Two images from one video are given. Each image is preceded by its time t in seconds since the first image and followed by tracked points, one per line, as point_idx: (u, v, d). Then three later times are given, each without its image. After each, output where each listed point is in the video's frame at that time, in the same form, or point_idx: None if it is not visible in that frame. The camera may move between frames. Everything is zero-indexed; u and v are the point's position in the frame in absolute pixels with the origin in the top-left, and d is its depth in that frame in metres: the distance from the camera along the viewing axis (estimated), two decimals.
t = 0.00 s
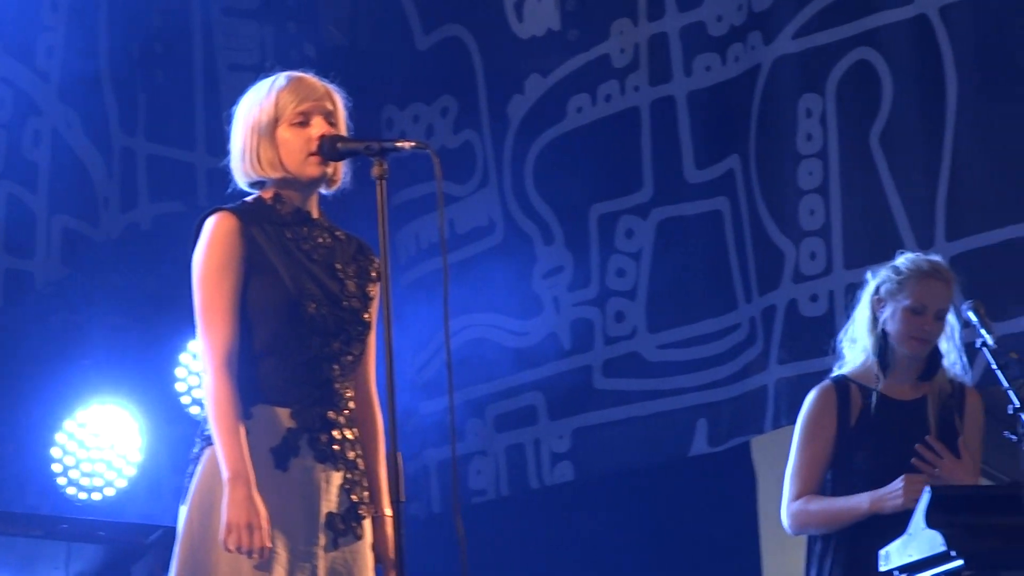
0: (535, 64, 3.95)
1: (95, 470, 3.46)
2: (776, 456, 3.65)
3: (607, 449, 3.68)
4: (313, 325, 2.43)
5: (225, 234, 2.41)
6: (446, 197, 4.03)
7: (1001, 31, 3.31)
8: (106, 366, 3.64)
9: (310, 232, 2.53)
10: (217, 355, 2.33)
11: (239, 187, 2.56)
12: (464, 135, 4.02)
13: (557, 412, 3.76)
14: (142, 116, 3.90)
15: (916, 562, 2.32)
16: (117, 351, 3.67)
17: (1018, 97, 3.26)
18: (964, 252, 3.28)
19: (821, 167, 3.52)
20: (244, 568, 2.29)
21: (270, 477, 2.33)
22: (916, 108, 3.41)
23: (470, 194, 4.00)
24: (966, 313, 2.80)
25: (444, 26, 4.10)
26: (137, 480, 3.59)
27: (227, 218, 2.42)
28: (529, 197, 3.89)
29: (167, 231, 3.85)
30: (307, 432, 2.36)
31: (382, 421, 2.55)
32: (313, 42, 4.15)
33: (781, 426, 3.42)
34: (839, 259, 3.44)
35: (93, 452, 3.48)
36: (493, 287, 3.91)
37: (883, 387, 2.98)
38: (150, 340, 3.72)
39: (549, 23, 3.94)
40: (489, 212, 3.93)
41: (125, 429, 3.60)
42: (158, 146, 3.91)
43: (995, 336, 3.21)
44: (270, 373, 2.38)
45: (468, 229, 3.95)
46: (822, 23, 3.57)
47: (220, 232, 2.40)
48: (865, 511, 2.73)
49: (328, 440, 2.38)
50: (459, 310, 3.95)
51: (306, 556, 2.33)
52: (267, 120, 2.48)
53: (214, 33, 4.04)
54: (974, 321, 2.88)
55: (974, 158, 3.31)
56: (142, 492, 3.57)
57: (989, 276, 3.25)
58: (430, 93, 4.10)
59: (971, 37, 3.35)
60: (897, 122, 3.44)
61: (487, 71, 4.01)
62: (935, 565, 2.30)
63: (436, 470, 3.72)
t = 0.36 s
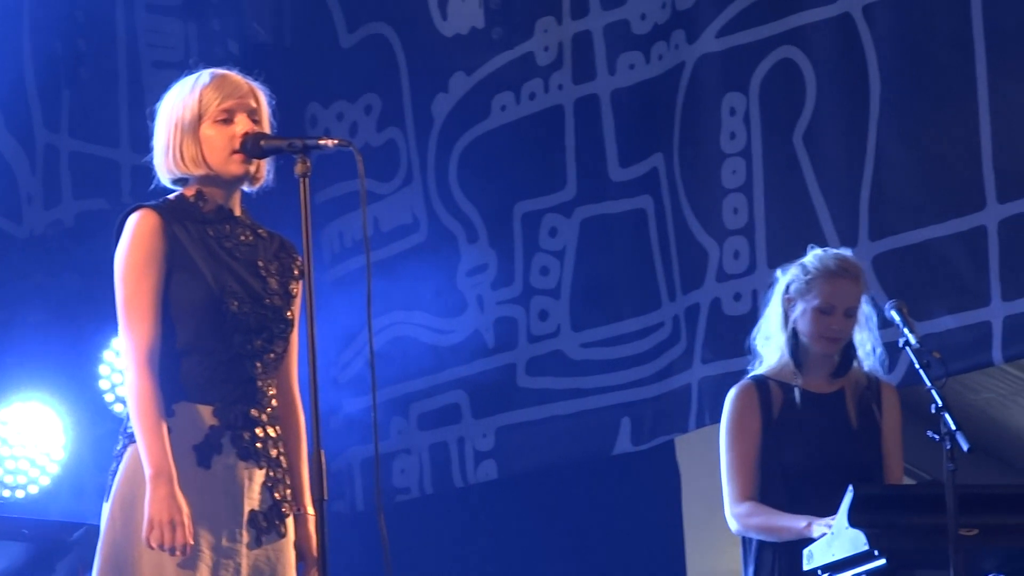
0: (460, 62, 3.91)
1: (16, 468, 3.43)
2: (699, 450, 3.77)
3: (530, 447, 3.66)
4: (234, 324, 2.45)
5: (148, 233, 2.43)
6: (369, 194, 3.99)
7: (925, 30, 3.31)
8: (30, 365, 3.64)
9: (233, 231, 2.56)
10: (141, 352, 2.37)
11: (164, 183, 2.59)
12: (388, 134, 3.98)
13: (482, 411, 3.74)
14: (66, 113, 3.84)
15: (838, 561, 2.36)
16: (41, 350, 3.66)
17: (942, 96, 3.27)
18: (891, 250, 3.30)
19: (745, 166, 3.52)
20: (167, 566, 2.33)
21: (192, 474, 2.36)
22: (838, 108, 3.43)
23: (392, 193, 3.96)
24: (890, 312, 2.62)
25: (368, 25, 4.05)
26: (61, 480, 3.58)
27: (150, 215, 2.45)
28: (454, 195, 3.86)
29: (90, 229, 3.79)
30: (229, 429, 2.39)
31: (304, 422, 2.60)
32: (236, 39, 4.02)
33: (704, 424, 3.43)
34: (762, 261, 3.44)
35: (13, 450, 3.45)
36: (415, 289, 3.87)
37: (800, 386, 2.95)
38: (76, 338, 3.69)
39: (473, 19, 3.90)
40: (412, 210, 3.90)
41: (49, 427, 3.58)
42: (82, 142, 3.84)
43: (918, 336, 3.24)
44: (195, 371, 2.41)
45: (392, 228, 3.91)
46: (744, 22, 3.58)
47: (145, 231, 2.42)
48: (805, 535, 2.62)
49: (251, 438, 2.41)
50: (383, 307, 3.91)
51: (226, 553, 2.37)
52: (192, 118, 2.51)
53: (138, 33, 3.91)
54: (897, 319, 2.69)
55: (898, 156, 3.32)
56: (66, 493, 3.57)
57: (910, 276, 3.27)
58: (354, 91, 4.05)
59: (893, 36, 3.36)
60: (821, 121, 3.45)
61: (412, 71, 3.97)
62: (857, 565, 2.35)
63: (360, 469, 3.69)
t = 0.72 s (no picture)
0: (427, 61, 3.89)
1: None
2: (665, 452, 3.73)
3: (494, 447, 3.66)
4: (200, 323, 2.46)
5: (113, 233, 2.41)
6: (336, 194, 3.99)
7: (889, 31, 3.32)
8: None
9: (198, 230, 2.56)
10: (106, 350, 2.35)
11: (130, 181, 2.60)
12: (354, 133, 3.96)
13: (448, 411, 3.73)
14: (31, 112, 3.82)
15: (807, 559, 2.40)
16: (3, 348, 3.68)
17: (907, 97, 3.28)
18: (855, 251, 3.32)
19: (711, 165, 3.53)
20: (132, 566, 2.31)
21: (157, 473, 2.36)
22: (804, 109, 3.44)
23: (358, 192, 3.95)
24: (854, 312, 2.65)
25: (333, 24, 4.02)
26: (28, 477, 3.64)
27: (115, 214, 2.42)
28: (421, 194, 3.85)
29: (54, 227, 3.77)
30: (196, 428, 2.40)
31: (270, 422, 2.62)
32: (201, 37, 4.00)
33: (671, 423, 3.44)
34: (728, 259, 3.46)
35: None
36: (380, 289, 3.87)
37: (760, 389, 3.05)
38: (39, 333, 3.70)
39: (438, 19, 3.88)
40: (378, 208, 3.90)
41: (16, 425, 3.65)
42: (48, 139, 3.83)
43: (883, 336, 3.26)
44: (160, 370, 2.41)
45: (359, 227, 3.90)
46: (709, 22, 3.60)
47: (109, 229, 2.40)
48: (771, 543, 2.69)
49: (218, 436, 2.42)
50: (355, 306, 3.93)
51: (193, 552, 2.38)
52: (158, 117, 2.52)
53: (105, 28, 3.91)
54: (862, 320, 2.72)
55: (863, 157, 3.33)
56: (31, 491, 3.61)
57: (876, 275, 3.29)
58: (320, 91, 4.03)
59: (860, 37, 3.37)
60: (787, 122, 3.46)
61: (378, 71, 3.95)
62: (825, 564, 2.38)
63: (326, 466, 3.68)
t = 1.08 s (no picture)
0: (468, 61, 3.88)
1: (28, 466, 3.47)
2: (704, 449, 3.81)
3: (539, 447, 3.67)
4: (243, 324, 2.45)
5: (156, 234, 2.42)
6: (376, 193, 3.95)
7: (931, 33, 3.34)
8: (36, 358, 3.67)
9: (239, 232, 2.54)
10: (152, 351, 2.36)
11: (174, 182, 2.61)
12: (396, 134, 3.94)
13: (491, 410, 3.73)
14: (73, 111, 3.80)
15: (849, 561, 2.37)
16: (47, 345, 3.69)
17: (949, 99, 3.30)
18: (898, 251, 3.32)
19: (753, 166, 3.53)
20: (178, 565, 2.31)
21: (202, 472, 2.35)
22: (844, 110, 3.45)
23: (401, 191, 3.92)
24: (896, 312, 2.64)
25: (374, 24, 4.01)
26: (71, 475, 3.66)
27: (157, 215, 2.43)
28: (462, 194, 3.84)
29: (98, 227, 3.79)
30: (239, 427, 2.39)
31: (313, 421, 2.60)
32: (242, 37, 3.99)
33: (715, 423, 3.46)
34: (770, 260, 3.46)
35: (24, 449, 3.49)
36: (422, 289, 3.86)
37: (798, 388, 3.07)
38: (82, 332, 3.71)
39: (480, 19, 3.87)
40: (420, 207, 3.88)
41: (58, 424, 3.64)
42: (90, 140, 3.82)
43: (927, 336, 3.25)
44: (204, 370, 2.40)
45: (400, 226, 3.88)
46: (751, 23, 3.59)
47: (154, 231, 2.41)
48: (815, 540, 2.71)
49: (260, 436, 2.41)
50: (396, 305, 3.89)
51: (238, 552, 2.37)
52: (199, 118, 2.53)
53: (146, 29, 3.91)
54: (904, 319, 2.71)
55: (904, 157, 3.35)
56: (75, 489, 3.64)
57: (920, 276, 3.29)
58: (360, 91, 4.00)
59: (901, 39, 3.39)
60: (828, 123, 3.46)
61: (420, 71, 3.93)
62: (866, 565, 2.35)
63: (370, 466, 3.72)
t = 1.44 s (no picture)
0: (510, 63, 3.94)
1: (70, 467, 3.51)
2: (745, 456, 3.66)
3: (579, 448, 3.68)
4: (285, 328, 2.37)
5: (197, 236, 2.35)
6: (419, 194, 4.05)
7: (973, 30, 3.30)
8: (78, 361, 3.68)
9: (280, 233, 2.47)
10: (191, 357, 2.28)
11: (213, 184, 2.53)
12: (438, 135, 4.03)
13: (533, 411, 3.76)
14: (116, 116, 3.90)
15: (889, 562, 2.34)
16: (89, 349, 3.70)
17: (996, 95, 3.23)
18: (940, 251, 3.28)
19: (795, 166, 3.52)
20: (219, 567, 2.24)
21: (244, 475, 2.27)
22: (886, 111, 3.42)
23: (443, 193, 4.02)
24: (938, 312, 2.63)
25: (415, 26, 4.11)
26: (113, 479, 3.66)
27: (198, 216, 2.36)
28: (504, 196, 3.90)
29: (142, 228, 3.86)
30: (280, 430, 2.31)
31: (352, 423, 2.53)
32: (284, 40, 4.12)
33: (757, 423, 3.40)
34: (813, 263, 3.44)
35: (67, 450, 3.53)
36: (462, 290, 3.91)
37: (839, 394, 3.00)
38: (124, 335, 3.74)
39: (521, 20, 3.94)
40: (462, 209, 3.95)
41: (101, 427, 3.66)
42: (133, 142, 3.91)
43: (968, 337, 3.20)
44: (245, 374, 2.32)
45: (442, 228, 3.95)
46: (793, 23, 3.59)
47: (193, 234, 2.33)
48: (857, 538, 2.65)
49: (302, 438, 2.33)
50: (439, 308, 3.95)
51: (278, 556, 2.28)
52: (239, 119, 2.44)
53: (188, 32, 4.02)
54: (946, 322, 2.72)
55: (946, 157, 3.30)
56: (116, 492, 3.65)
57: (964, 277, 3.24)
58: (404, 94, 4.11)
59: (942, 37, 3.35)
60: (870, 122, 3.44)
61: (462, 72, 4.01)
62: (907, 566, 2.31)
63: (411, 468, 3.71)
